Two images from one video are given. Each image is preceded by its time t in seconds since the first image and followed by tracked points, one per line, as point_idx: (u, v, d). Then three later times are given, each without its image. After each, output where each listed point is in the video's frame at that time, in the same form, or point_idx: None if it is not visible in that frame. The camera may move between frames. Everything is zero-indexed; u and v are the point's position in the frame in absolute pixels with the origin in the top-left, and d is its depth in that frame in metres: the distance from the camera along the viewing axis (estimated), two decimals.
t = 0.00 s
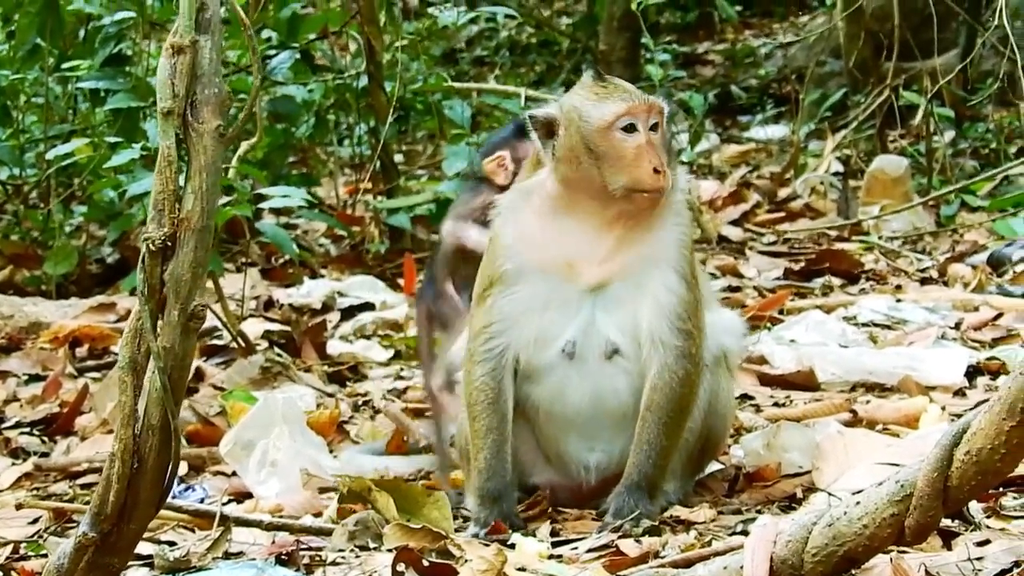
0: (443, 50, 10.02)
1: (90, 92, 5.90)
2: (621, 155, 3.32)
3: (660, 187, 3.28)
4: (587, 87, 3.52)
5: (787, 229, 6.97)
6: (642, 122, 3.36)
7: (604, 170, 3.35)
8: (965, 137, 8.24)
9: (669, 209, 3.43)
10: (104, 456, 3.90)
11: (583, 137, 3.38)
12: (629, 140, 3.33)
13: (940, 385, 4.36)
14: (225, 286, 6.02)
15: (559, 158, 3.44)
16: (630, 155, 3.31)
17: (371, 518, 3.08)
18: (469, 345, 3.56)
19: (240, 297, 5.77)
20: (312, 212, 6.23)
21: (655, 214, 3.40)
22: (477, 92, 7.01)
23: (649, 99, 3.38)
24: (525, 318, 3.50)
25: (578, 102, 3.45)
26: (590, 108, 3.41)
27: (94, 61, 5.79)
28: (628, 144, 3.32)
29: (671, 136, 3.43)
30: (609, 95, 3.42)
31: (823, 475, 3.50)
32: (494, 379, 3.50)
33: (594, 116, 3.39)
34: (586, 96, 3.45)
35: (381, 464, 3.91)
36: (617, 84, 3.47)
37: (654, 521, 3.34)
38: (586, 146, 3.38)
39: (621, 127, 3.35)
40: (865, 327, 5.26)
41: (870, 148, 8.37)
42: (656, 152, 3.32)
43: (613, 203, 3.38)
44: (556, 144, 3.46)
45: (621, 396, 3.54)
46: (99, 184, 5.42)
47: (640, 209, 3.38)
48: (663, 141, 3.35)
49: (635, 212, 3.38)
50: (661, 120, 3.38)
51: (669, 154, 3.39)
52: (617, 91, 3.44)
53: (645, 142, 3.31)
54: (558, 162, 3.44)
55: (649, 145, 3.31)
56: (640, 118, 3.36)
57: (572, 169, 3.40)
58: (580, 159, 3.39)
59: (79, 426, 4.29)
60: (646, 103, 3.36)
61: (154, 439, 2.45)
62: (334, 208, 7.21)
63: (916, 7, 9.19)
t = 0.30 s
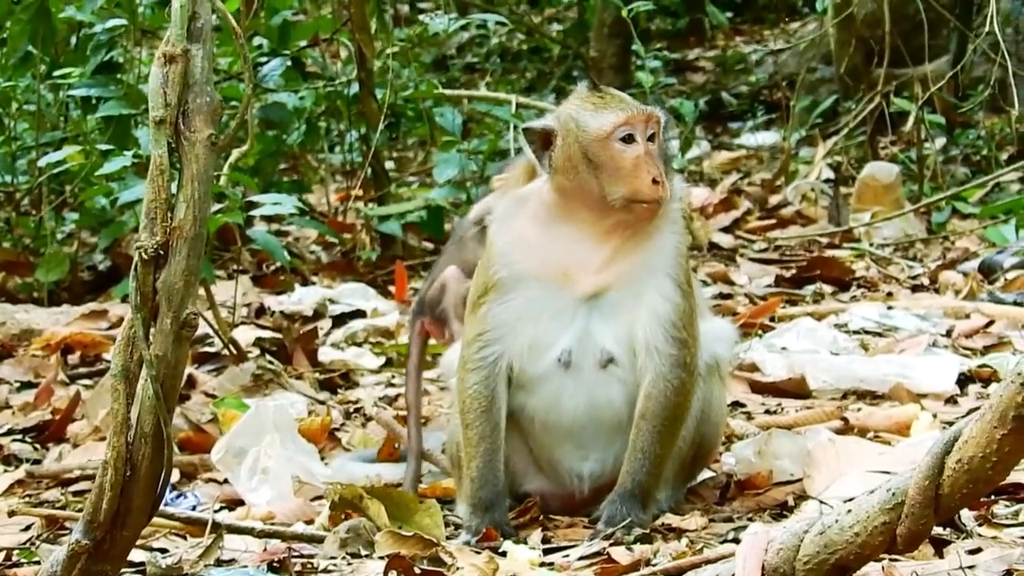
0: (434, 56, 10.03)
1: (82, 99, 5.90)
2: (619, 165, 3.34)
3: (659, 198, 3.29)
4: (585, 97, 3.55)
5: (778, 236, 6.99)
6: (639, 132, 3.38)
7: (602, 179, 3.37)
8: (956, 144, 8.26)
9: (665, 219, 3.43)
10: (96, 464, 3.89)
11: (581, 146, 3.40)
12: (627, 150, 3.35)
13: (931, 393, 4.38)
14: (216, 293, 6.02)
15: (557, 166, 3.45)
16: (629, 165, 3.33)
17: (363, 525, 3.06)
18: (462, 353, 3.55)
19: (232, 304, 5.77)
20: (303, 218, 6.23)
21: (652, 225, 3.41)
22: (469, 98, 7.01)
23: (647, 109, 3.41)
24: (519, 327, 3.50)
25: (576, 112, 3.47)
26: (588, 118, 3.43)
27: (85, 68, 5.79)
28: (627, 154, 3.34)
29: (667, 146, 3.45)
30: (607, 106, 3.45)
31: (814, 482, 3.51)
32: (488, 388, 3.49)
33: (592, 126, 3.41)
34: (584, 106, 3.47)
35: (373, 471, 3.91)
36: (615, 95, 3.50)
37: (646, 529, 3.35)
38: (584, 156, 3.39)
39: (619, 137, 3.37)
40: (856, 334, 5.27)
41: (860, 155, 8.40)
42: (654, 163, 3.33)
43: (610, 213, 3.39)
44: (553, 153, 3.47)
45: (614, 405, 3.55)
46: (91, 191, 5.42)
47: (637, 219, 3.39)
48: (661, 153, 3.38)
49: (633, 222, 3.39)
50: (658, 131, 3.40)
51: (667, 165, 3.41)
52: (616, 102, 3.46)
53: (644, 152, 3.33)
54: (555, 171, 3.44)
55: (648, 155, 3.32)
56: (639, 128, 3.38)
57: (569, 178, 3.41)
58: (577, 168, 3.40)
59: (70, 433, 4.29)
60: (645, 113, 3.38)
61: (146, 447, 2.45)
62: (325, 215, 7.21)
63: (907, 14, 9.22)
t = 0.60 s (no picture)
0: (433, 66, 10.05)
1: (81, 108, 5.90)
2: (619, 173, 3.34)
3: (659, 205, 3.28)
4: (585, 107, 3.56)
5: (776, 247, 7.00)
6: (639, 140, 3.39)
7: (602, 187, 3.37)
8: (954, 155, 8.28)
9: (664, 230, 3.44)
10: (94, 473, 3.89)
11: (581, 155, 3.41)
12: (627, 159, 3.35)
13: (928, 405, 4.38)
14: (214, 303, 6.02)
15: (557, 176, 3.46)
16: (629, 173, 3.33)
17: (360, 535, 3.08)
18: (462, 363, 3.55)
19: (229, 313, 5.77)
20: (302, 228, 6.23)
21: (651, 234, 3.41)
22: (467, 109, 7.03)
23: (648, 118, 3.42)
24: (518, 337, 3.49)
25: (575, 121, 3.48)
26: (587, 126, 3.44)
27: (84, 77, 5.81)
28: (626, 162, 3.35)
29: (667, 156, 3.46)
30: (607, 116, 3.46)
31: (811, 493, 3.52)
32: (487, 398, 3.49)
33: (592, 135, 3.42)
34: (584, 116, 3.48)
35: (370, 481, 3.91)
36: (615, 105, 3.51)
37: (642, 539, 3.35)
38: (583, 165, 3.41)
39: (619, 145, 3.38)
40: (853, 345, 5.27)
41: (858, 166, 8.41)
42: (654, 170, 3.34)
43: (609, 222, 3.39)
44: (553, 163, 3.48)
45: (613, 415, 3.54)
46: (89, 201, 5.42)
47: (636, 228, 3.39)
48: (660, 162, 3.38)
49: (632, 230, 3.39)
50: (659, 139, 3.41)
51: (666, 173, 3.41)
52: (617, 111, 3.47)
53: (644, 160, 3.34)
54: (555, 180, 3.45)
55: (647, 163, 3.33)
56: (638, 136, 3.38)
57: (569, 187, 3.43)
58: (577, 177, 3.41)
59: (68, 443, 4.29)
60: (645, 121, 3.39)
61: (143, 457, 2.47)
62: (323, 225, 7.22)
63: (905, 26, 9.24)
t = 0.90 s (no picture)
0: (434, 77, 10.05)
1: (80, 119, 5.92)
2: (619, 195, 3.34)
3: (657, 231, 3.32)
4: (586, 124, 3.53)
5: (775, 257, 7.00)
6: (640, 163, 3.37)
7: (601, 208, 3.37)
8: (954, 165, 8.28)
9: (664, 245, 3.44)
10: (92, 483, 3.88)
11: (582, 174, 3.40)
12: (628, 181, 3.34)
13: (927, 415, 4.38)
14: (213, 313, 6.02)
15: (556, 193, 3.45)
16: (629, 197, 3.33)
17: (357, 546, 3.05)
18: (462, 374, 3.55)
19: (228, 324, 5.77)
20: (302, 238, 6.23)
21: (651, 252, 3.41)
22: (467, 119, 7.03)
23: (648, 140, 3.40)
24: (518, 349, 3.49)
25: (576, 138, 3.46)
26: (589, 146, 3.41)
27: (83, 87, 5.82)
28: (626, 185, 3.34)
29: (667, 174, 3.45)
30: (608, 134, 3.44)
31: (809, 503, 3.52)
32: (487, 410, 3.49)
33: (593, 154, 3.40)
34: (584, 133, 3.46)
35: (369, 492, 3.91)
36: (617, 123, 3.48)
37: (641, 550, 3.35)
38: (584, 185, 3.39)
39: (619, 167, 3.37)
40: (853, 355, 5.27)
41: (858, 176, 8.41)
42: (653, 194, 3.34)
43: (609, 241, 3.39)
44: (553, 179, 3.46)
45: (613, 427, 3.54)
46: (88, 211, 5.43)
47: (636, 248, 3.39)
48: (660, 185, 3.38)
49: (632, 250, 3.39)
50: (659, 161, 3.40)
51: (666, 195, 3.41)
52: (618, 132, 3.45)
53: (644, 184, 3.34)
54: (555, 197, 3.44)
55: (647, 187, 3.33)
56: (639, 158, 3.37)
57: (568, 206, 3.42)
58: (576, 197, 3.40)
59: (66, 453, 4.28)
60: (646, 144, 3.37)
61: (139, 467, 2.48)
62: (323, 235, 7.22)
63: (905, 36, 9.25)
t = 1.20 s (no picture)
0: (428, 85, 10.05)
1: (75, 126, 5.91)
2: (614, 208, 3.29)
3: (649, 243, 3.28)
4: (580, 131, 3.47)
5: (770, 265, 7.01)
6: (634, 175, 3.32)
7: (595, 219, 3.33)
8: (949, 174, 8.30)
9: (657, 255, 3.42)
10: (87, 491, 3.86)
11: (576, 185, 3.34)
12: (622, 194, 3.30)
13: (923, 424, 4.38)
14: (208, 321, 6.01)
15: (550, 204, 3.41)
16: (622, 209, 3.29)
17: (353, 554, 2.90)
18: (457, 383, 3.54)
19: (223, 332, 5.76)
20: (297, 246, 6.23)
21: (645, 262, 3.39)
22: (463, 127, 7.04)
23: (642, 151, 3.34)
24: (513, 358, 3.49)
25: (572, 148, 3.40)
26: (585, 158, 3.35)
27: (79, 95, 5.81)
28: (620, 198, 3.29)
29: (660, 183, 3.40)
30: (604, 144, 3.39)
31: (805, 512, 3.52)
32: (483, 419, 3.48)
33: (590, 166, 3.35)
34: (578, 142, 3.41)
35: (364, 500, 3.90)
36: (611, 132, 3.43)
37: (637, 559, 3.35)
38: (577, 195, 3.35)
39: (613, 179, 3.31)
40: (848, 364, 5.28)
41: (853, 185, 8.42)
42: (647, 207, 3.30)
43: (601, 253, 3.36)
44: (547, 190, 3.42)
45: (609, 436, 3.55)
46: (83, 219, 5.43)
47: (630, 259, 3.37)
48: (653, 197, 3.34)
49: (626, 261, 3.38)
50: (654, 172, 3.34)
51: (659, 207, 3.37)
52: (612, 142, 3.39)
53: (638, 196, 3.29)
54: (549, 208, 3.41)
55: (641, 200, 3.29)
56: (634, 171, 3.32)
57: (562, 217, 3.38)
58: (571, 208, 3.36)
59: (61, 460, 4.28)
60: (642, 156, 3.32)
61: (136, 476, 2.50)
62: (318, 243, 7.21)
63: (900, 45, 9.27)
